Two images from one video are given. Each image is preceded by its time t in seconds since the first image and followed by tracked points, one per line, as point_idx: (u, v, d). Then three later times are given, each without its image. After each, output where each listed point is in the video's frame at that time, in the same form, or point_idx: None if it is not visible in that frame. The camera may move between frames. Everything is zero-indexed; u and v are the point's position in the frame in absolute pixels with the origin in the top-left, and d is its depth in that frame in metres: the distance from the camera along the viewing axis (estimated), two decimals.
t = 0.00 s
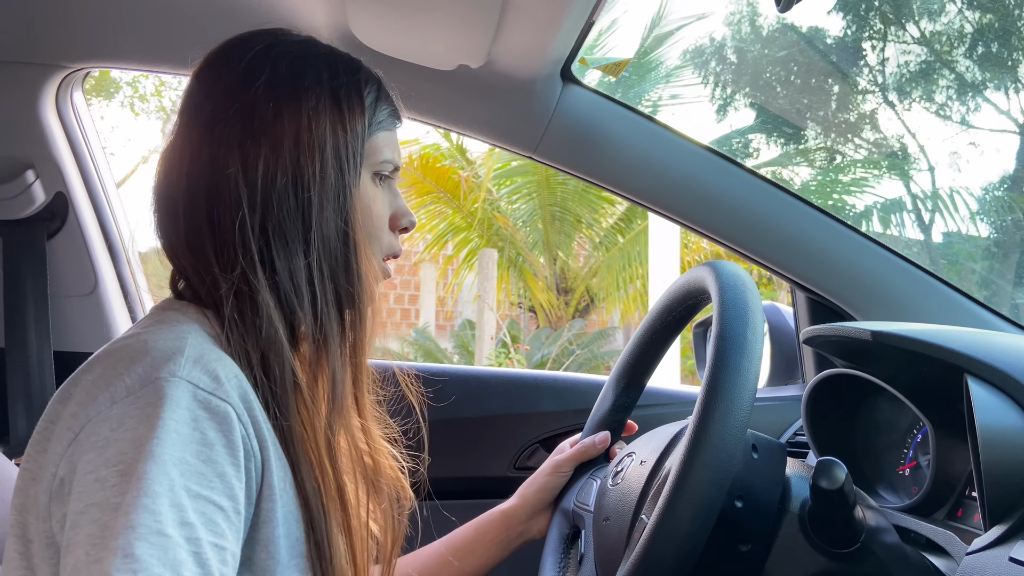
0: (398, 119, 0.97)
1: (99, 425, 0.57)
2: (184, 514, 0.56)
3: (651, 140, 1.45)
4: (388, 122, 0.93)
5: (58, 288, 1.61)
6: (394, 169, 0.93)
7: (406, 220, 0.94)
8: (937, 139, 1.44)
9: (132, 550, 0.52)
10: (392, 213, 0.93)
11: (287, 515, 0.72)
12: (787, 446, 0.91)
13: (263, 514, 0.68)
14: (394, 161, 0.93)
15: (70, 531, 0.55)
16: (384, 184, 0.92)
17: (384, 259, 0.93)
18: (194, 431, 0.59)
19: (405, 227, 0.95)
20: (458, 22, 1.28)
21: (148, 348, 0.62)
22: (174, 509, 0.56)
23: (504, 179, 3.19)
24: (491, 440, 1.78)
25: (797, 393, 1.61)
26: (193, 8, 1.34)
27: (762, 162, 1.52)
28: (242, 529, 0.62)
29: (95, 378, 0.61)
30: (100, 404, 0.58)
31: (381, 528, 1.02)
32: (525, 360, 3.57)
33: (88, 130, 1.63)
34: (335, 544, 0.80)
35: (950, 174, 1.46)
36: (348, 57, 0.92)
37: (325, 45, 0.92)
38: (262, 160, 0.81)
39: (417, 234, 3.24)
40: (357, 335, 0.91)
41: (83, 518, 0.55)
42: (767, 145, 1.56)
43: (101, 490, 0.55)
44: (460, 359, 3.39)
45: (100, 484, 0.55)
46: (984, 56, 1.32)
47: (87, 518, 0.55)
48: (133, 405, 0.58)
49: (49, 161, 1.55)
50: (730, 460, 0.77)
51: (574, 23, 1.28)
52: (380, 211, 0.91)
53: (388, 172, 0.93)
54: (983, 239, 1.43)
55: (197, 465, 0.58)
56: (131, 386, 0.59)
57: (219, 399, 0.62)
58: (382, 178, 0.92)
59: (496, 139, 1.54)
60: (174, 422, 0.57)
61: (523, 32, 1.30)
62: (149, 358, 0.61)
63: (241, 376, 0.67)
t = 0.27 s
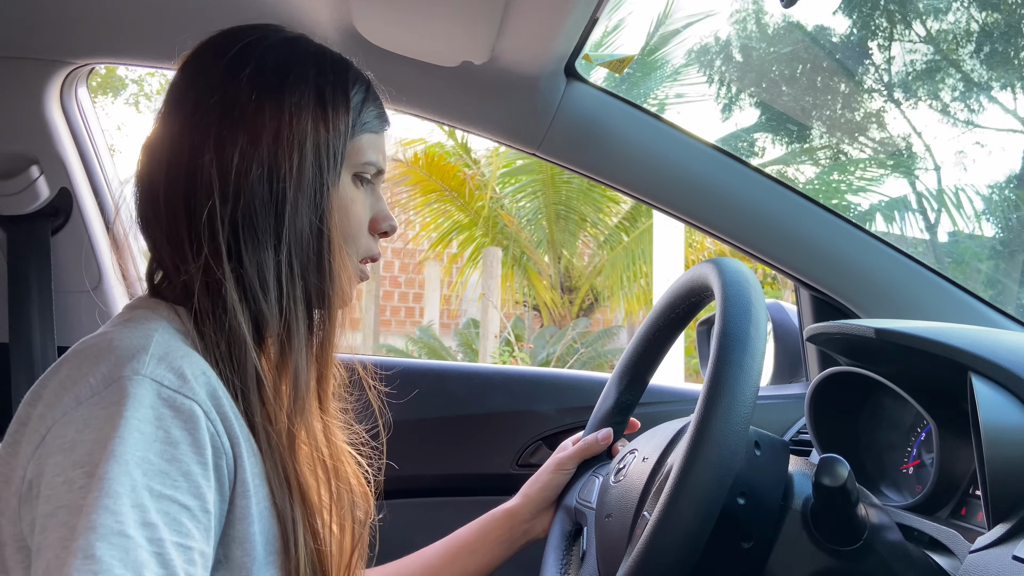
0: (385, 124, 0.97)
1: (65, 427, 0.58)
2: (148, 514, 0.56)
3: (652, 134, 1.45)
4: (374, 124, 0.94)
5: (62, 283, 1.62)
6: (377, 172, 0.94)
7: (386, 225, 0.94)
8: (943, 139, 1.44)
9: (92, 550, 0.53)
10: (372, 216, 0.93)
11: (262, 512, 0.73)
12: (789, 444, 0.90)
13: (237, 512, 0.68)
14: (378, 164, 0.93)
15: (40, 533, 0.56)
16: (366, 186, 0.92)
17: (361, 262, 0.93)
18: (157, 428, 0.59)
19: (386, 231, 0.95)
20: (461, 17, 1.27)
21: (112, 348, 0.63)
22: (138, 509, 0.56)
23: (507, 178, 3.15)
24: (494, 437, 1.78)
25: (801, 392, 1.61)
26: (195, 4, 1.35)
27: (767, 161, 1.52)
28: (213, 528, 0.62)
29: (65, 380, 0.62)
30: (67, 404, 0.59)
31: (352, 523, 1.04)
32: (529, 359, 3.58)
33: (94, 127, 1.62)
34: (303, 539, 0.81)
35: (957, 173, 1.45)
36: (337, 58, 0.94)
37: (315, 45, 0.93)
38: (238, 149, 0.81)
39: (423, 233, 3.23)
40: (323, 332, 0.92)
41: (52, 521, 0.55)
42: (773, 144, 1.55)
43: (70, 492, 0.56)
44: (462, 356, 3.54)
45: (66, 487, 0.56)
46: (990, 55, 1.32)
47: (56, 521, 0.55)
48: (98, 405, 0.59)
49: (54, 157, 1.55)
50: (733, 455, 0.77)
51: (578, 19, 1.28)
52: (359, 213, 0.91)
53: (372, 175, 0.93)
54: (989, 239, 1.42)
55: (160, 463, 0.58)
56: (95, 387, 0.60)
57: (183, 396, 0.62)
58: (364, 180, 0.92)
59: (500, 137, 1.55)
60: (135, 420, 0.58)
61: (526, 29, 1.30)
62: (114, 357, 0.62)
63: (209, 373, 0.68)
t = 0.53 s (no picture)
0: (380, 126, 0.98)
1: (57, 424, 0.58)
2: (137, 510, 0.57)
3: (652, 131, 1.45)
4: (369, 125, 0.94)
5: (66, 281, 1.62)
6: (371, 173, 0.94)
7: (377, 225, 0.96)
8: (949, 138, 1.43)
9: (82, 546, 0.53)
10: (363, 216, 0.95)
11: (255, 507, 0.73)
12: (793, 443, 0.90)
13: (230, 506, 0.68)
14: (371, 164, 0.94)
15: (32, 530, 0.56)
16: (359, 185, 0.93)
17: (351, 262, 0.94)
18: (147, 424, 0.59)
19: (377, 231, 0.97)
20: (464, 16, 1.28)
21: (102, 344, 0.63)
22: (128, 505, 0.56)
23: (512, 178, 3.16)
24: (498, 435, 1.78)
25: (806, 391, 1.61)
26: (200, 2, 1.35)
27: (772, 161, 1.52)
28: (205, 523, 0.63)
29: (55, 377, 0.62)
30: (58, 401, 0.60)
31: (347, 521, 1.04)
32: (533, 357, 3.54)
33: (99, 125, 1.63)
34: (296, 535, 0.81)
35: (963, 173, 1.44)
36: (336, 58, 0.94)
37: (314, 44, 0.93)
38: (232, 144, 0.82)
39: (428, 232, 3.29)
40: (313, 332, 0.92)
41: (44, 518, 0.56)
42: (778, 145, 1.56)
43: (61, 489, 0.56)
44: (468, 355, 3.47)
45: (58, 484, 0.56)
46: (996, 54, 1.31)
47: (48, 518, 0.56)
48: (89, 402, 0.59)
49: (59, 155, 1.55)
50: (737, 453, 0.77)
51: (582, 19, 1.28)
52: (351, 213, 0.92)
53: (365, 175, 0.94)
54: (995, 240, 1.42)
55: (150, 459, 0.59)
56: (86, 383, 0.60)
57: (172, 391, 0.62)
58: (358, 179, 0.93)
59: (505, 135, 1.55)
60: (125, 415, 0.58)
61: (531, 29, 1.30)
62: (103, 353, 0.62)
63: (199, 368, 0.68)
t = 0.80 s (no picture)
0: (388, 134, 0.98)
1: (50, 422, 0.58)
2: (129, 508, 0.57)
3: (654, 129, 1.45)
4: (377, 132, 0.95)
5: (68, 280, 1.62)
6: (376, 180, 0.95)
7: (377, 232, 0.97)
8: (954, 139, 1.43)
9: (76, 545, 0.53)
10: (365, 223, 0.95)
11: (251, 503, 0.73)
12: (796, 443, 0.90)
13: (225, 503, 0.68)
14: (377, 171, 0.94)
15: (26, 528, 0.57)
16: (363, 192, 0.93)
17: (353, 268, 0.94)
18: (139, 421, 0.60)
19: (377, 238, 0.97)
20: (466, 16, 1.28)
21: (94, 339, 0.63)
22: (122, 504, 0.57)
23: (516, 178, 3.15)
24: (501, 434, 1.78)
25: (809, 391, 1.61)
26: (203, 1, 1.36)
27: (776, 160, 1.51)
28: (199, 521, 0.63)
29: (48, 373, 0.62)
30: (51, 398, 0.60)
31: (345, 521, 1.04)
32: (536, 357, 3.54)
33: (103, 124, 1.64)
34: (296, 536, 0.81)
35: (967, 174, 1.44)
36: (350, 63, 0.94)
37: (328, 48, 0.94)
38: (240, 140, 0.81)
39: (432, 232, 3.20)
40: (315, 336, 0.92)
41: (39, 516, 0.56)
42: (782, 144, 1.54)
43: (54, 487, 0.56)
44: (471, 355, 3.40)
45: (52, 483, 0.57)
46: (999, 54, 1.31)
47: (42, 516, 0.56)
48: (81, 399, 0.59)
49: (63, 155, 1.56)
50: (739, 452, 0.77)
51: (585, 18, 1.29)
52: (354, 218, 0.92)
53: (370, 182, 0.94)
54: (1001, 241, 1.42)
55: (142, 456, 0.59)
56: (78, 380, 0.60)
57: (164, 387, 0.62)
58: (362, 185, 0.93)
59: (507, 135, 1.54)
60: (118, 412, 0.58)
61: (534, 29, 1.31)
62: (96, 349, 0.62)
63: (194, 362, 0.68)
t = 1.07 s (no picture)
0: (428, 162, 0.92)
1: (42, 438, 0.58)
2: (127, 533, 0.57)
3: (657, 129, 1.45)
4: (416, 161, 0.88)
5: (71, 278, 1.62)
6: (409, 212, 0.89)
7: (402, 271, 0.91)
8: (958, 139, 1.43)
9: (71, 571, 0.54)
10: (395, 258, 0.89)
11: (250, 519, 0.72)
12: (798, 444, 0.90)
13: (223, 520, 0.68)
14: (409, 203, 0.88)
15: (19, 551, 0.57)
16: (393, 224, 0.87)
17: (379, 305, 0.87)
18: (136, 440, 0.59)
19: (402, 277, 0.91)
20: (469, 15, 1.28)
21: (85, 352, 0.62)
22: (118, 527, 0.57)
23: (519, 178, 3.14)
24: (502, 434, 1.78)
25: (811, 392, 1.61)
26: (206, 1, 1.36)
27: (780, 162, 1.51)
28: (197, 541, 0.63)
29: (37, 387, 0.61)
30: (42, 416, 0.59)
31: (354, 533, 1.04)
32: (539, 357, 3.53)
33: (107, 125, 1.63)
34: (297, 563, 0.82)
35: (971, 173, 1.45)
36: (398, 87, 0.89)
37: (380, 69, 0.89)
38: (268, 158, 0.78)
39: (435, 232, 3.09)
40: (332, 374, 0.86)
41: (31, 539, 0.56)
42: (785, 145, 1.54)
43: (48, 510, 0.56)
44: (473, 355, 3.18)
45: (45, 504, 0.56)
46: (1006, 55, 1.31)
47: (35, 538, 0.56)
48: (73, 417, 0.58)
49: (67, 155, 1.56)
50: (742, 455, 0.77)
51: (587, 18, 1.28)
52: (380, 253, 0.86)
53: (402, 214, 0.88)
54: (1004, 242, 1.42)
55: (140, 478, 0.59)
56: (71, 396, 0.59)
57: (162, 404, 0.62)
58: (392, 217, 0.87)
59: (509, 134, 1.54)
60: (116, 431, 0.58)
61: (536, 29, 1.30)
62: (89, 363, 0.61)
63: (191, 373, 0.67)
